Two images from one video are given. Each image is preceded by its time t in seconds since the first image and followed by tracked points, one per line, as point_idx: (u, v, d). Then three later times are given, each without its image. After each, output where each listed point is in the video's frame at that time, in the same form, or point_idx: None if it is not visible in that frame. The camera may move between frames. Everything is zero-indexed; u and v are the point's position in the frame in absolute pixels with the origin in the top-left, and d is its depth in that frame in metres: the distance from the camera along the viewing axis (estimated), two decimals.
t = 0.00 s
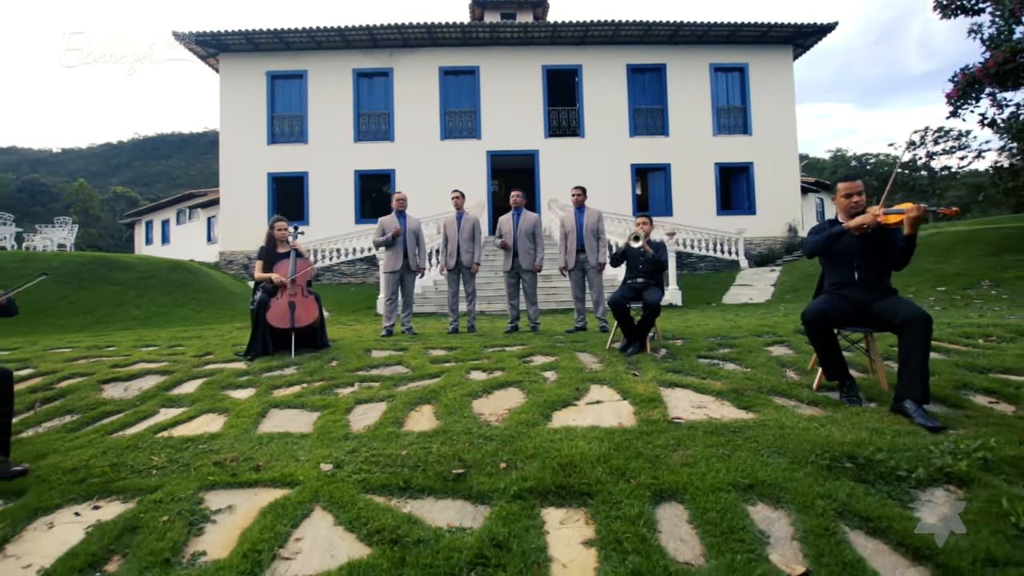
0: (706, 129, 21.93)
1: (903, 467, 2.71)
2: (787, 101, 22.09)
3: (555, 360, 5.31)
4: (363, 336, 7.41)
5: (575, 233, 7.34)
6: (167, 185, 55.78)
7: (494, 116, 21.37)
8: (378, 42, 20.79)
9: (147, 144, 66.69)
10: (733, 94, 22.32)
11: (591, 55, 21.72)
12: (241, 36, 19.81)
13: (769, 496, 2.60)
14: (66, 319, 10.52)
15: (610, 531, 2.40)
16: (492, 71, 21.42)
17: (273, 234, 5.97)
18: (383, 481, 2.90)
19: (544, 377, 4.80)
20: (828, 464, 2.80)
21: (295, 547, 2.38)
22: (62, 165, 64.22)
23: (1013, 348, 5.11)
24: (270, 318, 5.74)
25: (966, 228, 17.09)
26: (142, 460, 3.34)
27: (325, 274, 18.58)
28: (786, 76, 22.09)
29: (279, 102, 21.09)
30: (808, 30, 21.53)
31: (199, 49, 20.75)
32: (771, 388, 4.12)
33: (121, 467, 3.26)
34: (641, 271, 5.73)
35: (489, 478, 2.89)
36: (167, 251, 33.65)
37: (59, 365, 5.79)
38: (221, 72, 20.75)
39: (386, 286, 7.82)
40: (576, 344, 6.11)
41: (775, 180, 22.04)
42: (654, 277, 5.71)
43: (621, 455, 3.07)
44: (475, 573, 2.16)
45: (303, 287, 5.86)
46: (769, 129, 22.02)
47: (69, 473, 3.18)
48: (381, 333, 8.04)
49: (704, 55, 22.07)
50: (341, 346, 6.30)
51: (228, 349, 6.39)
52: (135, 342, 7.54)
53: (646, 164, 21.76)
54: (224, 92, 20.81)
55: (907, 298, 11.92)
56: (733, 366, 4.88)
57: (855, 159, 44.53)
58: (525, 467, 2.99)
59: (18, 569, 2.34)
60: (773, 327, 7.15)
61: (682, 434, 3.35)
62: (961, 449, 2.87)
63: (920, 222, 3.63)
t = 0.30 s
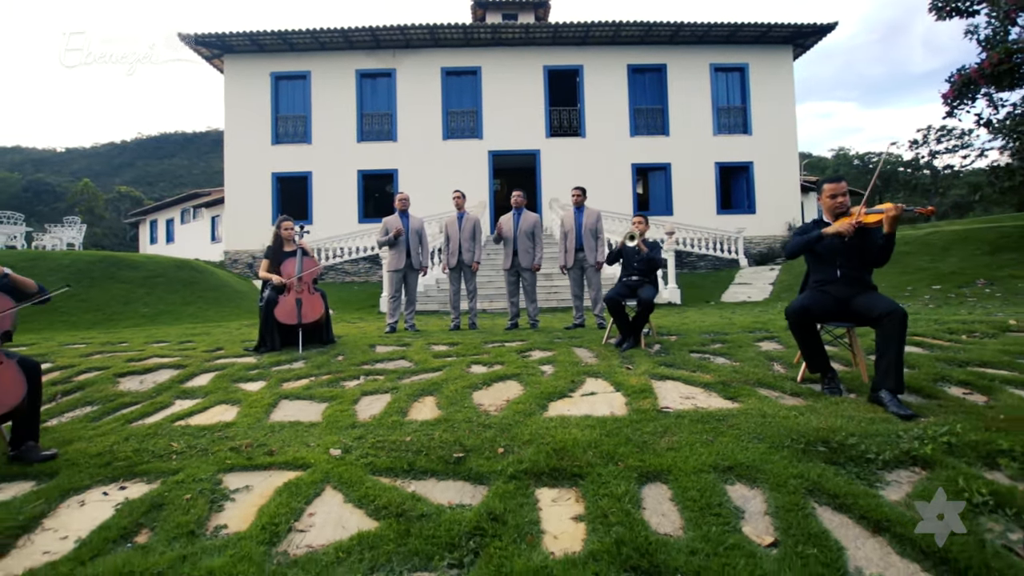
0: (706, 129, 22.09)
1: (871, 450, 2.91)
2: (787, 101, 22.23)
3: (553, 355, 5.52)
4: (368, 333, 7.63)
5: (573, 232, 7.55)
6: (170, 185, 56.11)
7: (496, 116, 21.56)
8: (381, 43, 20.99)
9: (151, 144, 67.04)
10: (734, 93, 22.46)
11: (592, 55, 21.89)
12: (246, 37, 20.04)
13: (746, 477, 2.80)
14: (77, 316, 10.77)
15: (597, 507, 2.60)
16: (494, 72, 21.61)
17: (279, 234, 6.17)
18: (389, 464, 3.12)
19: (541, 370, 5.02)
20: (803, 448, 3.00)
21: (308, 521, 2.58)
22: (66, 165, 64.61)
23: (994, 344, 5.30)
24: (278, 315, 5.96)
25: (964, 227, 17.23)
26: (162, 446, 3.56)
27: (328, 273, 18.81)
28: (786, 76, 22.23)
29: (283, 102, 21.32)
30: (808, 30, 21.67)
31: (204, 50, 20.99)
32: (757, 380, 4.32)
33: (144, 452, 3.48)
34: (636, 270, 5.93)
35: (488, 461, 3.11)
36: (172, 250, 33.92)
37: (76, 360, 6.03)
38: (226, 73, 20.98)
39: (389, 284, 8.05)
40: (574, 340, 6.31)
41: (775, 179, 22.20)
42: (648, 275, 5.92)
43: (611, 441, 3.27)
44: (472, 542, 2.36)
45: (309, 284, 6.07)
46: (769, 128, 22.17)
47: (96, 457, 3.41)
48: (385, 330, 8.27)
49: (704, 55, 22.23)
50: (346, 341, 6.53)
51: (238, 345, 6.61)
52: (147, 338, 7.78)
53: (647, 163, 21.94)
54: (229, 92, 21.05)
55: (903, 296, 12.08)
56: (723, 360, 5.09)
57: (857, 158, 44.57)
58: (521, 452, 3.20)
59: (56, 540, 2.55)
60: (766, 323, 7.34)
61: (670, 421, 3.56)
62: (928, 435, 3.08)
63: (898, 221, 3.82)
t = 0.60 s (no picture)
0: (706, 130, 22.28)
1: (843, 438, 3.13)
2: (786, 103, 22.41)
3: (551, 353, 5.73)
4: (372, 332, 7.85)
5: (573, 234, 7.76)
6: (173, 186, 56.44)
7: (497, 119, 21.79)
8: (384, 46, 21.23)
9: (155, 146, 67.45)
10: (733, 95, 22.63)
11: (593, 58, 22.09)
12: (250, 41, 20.30)
13: (726, 462, 3.02)
14: (88, 316, 11.03)
15: (587, 489, 2.81)
16: (495, 75, 21.83)
17: (286, 236, 6.40)
18: (394, 452, 3.34)
19: (539, 367, 5.24)
20: (781, 436, 3.22)
21: (321, 501, 2.80)
22: (71, 166, 65.03)
23: (976, 341, 5.50)
24: (286, 314, 6.19)
25: (960, 228, 17.39)
26: (181, 436, 3.79)
27: (332, 274, 19.06)
28: (785, 78, 22.40)
29: (287, 105, 21.57)
30: (807, 33, 21.84)
31: (209, 54, 21.25)
32: (745, 375, 4.53)
33: (165, 441, 3.71)
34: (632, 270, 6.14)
35: (487, 449, 3.33)
36: (176, 251, 34.21)
37: (93, 357, 6.26)
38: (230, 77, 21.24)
39: (393, 284, 8.29)
40: (571, 338, 6.52)
41: (774, 181, 22.37)
42: (643, 275, 6.13)
43: (603, 431, 3.50)
44: (471, 518, 2.57)
45: (315, 284, 6.29)
46: (768, 130, 22.34)
47: (120, 446, 3.64)
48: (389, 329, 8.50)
49: (704, 58, 22.42)
50: (352, 340, 6.75)
51: (247, 343, 6.84)
52: (157, 336, 8.01)
53: (647, 165, 22.14)
54: (234, 95, 21.31)
55: (898, 296, 12.26)
56: (714, 357, 5.30)
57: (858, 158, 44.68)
58: (518, 440, 3.43)
59: (90, 518, 2.77)
60: (759, 322, 7.53)
61: (659, 414, 3.78)
62: (899, 425, 3.29)
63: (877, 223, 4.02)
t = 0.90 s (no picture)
0: (706, 130, 22.44)
1: (821, 426, 3.33)
2: (786, 103, 22.57)
3: (549, 349, 5.94)
4: (376, 328, 8.07)
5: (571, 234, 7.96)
6: (177, 185, 56.71)
7: (499, 119, 21.99)
8: (387, 47, 21.45)
9: (158, 146, 67.80)
10: (734, 96, 22.78)
11: (594, 59, 22.26)
12: (255, 43, 20.54)
13: (710, 448, 3.22)
14: (98, 314, 11.27)
15: (579, 472, 3.02)
16: (497, 76, 22.03)
17: (293, 236, 6.59)
18: (400, 439, 3.55)
19: (537, 361, 5.45)
20: (763, 424, 3.42)
21: (332, 483, 3.02)
22: (75, 166, 65.44)
23: (960, 337, 5.70)
24: (294, 312, 6.41)
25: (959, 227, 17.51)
26: (198, 425, 4.01)
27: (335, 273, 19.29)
28: (785, 79, 22.55)
29: (291, 106, 21.80)
30: (807, 33, 21.97)
31: (214, 56, 21.50)
32: (734, 369, 4.73)
33: (185, 430, 3.94)
34: (628, 270, 6.34)
35: (487, 436, 3.55)
36: (180, 250, 34.50)
37: (108, 353, 6.50)
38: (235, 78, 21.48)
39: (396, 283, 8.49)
40: (568, 335, 6.69)
41: (774, 180, 22.52)
42: (638, 274, 6.34)
43: (596, 420, 3.70)
44: (471, 497, 2.78)
45: (321, 283, 6.50)
46: (768, 130, 22.49)
47: (141, 434, 3.87)
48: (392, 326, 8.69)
49: (704, 59, 22.58)
50: (357, 337, 6.97)
51: (256, 340, 7.06)
52: (168, 334, 8.24)
53: (648, 165, 22.31)
54: (238, 97, 21.55)
55: (895, 294, 12.41)
56: (706, 352, 5.51)
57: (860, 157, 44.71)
58: (516, 428, 3.65)
59: (118, 499, 2.99)
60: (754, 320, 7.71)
61: (650, 404, 3.99)
62: (875, 414, 3.49)
63: (858, 223, 4.22)
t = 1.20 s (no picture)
0: (706, 130, 22.60)
1: (802, 414, 3.54)
2: (786, 103, 22.71)
3: (548, 345, 6.16)
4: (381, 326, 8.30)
5: (571, 233, 8.17)
6: (180, 185, 56.99)
7: (501, 120, 22.20)
8: (390, 49, 21.67)
9: (162, 146, 68.16)
10: (734, 96, 22.93)
11: (595, 60, 22.45)
12: (260, 44, 20.78)
13: (696, 434, 3.44)
14: (108, 312, 11.51)
15: (573, 456, 3.24)
16: (499, 76, 22.22)
17: (300, 235, 6.82)
18: (405, 427, 3.77)
19: (536, 356, 5.67)
20: (747, 412, 3.64)
21: (342, 465, 3.24)
22: (79, 166, 65.86)
23: (945, 333, 5.90)
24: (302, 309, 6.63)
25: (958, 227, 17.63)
26: (214, 414, 4.24)
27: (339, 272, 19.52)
28: (785, 79, 22.69)
29: (295, 107, 22.03)
30: (807, 33, 22.09)
31: (220, 57, 21.74)
32: (725, 363, 4.94)
33: (201, 419, 4.17)
34: (625, 268, 6.54)
35: (487, 425, 3.77)
36: (184, 250, 34.78)
37: (123, 349, 6.73)
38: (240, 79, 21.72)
39: (399, 281, 8.71)
40: (566, 332, 6.90)
41: (774, 180, 22.67)
42: (635, 272, 6.53)
43: (590, 409, 3.92)
44: (471, 477, 3.00)
45: (328, 280, 6.71)
46: (769, 130, 22.64)
47: (161, 423, 4.10)
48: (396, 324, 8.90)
49: (705, 59, 22.74)
50: (362, 333, 7.19)
51: (265, 337, 7.30)
52: (178, 331, 8.48)
53: (648, 165, 22.50)
54: (243, 98, 21.80)
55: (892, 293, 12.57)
56: (699, 347, 5.72)
57: (862, 157, 44.70)
58: (514, 417, 3.86)
59: (143, 480, 3.22)
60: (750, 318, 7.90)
61: (643, 395, 4.21)
62: (853, 403, 3.71)
63: (843, 223, 4.43)
